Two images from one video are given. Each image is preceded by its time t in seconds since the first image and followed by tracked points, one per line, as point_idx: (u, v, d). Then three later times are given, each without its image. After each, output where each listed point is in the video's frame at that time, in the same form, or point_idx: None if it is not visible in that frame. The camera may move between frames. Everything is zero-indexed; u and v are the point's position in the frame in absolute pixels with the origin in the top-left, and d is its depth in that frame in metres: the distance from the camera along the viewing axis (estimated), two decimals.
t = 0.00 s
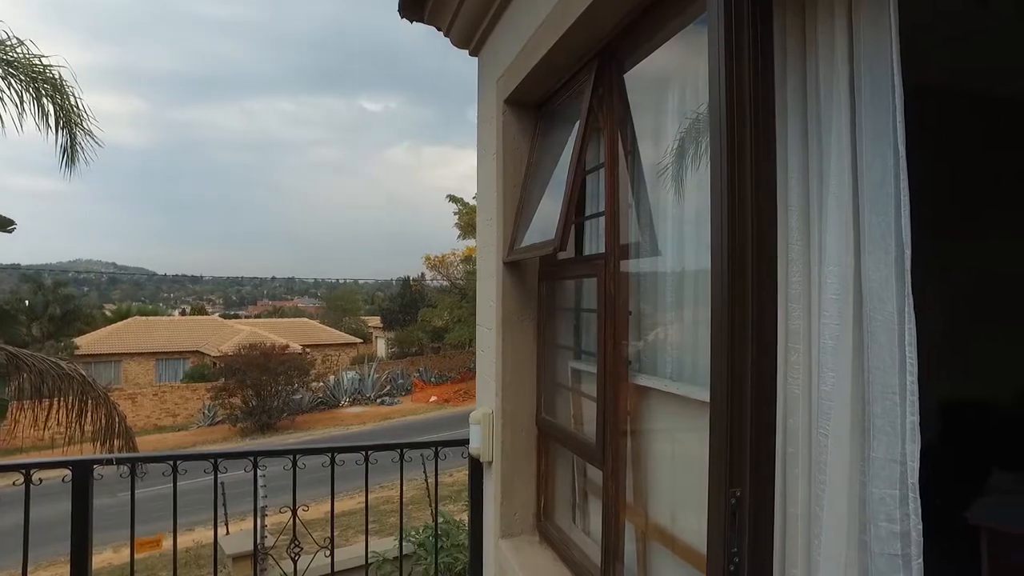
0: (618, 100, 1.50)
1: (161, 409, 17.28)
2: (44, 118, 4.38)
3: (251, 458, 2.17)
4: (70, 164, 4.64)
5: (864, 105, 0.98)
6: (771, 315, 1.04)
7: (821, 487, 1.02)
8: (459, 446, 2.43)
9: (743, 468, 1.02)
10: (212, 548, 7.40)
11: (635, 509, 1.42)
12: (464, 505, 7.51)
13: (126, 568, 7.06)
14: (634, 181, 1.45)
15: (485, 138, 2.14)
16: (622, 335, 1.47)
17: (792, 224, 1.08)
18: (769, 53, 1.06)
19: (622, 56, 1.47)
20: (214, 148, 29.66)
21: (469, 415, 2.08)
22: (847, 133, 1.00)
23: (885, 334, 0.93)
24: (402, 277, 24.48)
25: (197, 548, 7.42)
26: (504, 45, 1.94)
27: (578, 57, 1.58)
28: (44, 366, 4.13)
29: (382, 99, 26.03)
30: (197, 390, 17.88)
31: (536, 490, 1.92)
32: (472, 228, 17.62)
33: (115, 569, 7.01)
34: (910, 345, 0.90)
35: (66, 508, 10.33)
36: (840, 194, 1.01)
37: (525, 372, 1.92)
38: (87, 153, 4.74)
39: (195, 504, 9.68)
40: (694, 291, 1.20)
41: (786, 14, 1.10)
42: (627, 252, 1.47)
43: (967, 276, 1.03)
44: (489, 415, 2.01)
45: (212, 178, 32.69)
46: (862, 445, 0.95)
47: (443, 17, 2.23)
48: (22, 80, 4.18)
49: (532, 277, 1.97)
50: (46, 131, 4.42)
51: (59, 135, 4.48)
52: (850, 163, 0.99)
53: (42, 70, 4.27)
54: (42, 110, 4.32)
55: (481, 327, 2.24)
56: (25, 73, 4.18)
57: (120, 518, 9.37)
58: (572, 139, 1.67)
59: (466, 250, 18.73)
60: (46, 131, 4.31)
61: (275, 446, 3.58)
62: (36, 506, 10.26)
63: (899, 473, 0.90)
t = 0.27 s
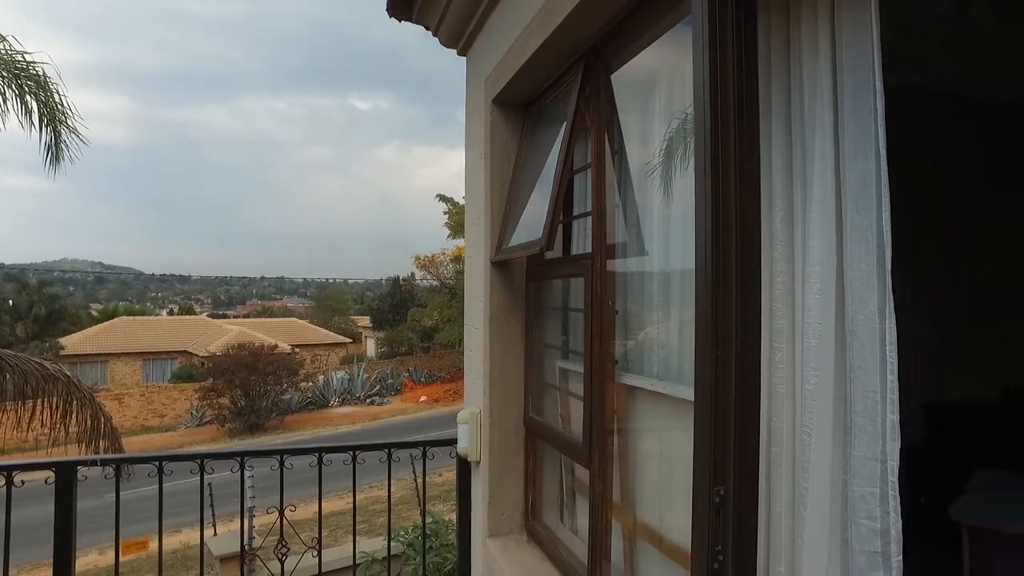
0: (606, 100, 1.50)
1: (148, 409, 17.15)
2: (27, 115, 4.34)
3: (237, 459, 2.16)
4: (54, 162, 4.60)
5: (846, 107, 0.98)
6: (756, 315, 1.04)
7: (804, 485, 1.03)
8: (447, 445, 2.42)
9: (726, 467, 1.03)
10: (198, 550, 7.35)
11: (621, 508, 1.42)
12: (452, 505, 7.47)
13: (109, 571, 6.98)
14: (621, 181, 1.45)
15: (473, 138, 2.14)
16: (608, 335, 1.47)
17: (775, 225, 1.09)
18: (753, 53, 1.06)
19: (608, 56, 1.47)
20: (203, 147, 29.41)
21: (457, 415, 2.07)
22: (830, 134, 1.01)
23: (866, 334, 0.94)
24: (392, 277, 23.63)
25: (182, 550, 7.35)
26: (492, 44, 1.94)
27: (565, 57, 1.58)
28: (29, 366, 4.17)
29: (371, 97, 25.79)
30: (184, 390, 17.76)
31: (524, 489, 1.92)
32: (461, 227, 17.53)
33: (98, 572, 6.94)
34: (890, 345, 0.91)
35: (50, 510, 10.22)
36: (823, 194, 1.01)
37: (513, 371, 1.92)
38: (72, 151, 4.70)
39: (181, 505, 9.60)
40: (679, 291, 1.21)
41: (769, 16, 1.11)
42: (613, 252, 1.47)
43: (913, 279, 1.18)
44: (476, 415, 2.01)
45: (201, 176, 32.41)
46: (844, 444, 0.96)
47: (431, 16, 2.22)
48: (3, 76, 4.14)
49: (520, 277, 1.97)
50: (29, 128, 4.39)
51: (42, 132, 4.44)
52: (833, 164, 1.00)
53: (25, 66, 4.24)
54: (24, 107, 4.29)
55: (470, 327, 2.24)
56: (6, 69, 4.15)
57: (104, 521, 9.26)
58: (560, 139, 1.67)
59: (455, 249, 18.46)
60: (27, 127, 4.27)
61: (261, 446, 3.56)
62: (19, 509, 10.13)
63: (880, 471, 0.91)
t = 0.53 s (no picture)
0: (593, 99, 1.51)
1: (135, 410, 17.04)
2: (10, 112, 4.31)
3: (225, 459, 2.16)
4: (38, 161, 4.56)
5: (832, 108, 0.99)
6: (741, 313, 1.04)
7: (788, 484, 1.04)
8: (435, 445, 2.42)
9: (712, 465, 1.03)
10: (185, 551, 7.31)
11: (609, 507, 1.42)
12: (441, 505, 7.45)
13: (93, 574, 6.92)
14: (609, 180, 1.45)
15: (462, 137, 2.14)
16: (596, 334, 1.48)
17: (762, 224, 1.09)
18: (740, 53, 1.07)
19: (595, 56, 1.48)
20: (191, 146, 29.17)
21: (445, 415, 2.07)
22: (815, 134, 1.02)
23: (850, 334, 0.94)
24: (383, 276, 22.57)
25: (168, 552, 7.30)
26: (480, 44, 1.94)
27: (553, 57, 1.59)
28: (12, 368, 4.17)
29: (361, 96, 25.47)
30: (173, 390, 17.63)
31: (513, 489, 1.92)
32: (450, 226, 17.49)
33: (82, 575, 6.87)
34: (872, 345, 0.92)
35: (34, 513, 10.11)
36: (808, 193, 1.02)
37: (501, 371, 1.93)
38: (57, 149, 4.66)
39: (168, 507, 9.53)
40: (666, 290, 1.21)
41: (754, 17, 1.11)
42: (600, 251, 1.48)
43: (896, 277, 1.13)
44: (464, 415, 2.01)
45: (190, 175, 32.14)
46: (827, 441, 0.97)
47: (419, 16, 2.22)
48: None
49: (508, 277, 1.98)
50: (12, 126, 4.35)
51: (25, 130, 4.41)
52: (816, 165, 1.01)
53: (7, 62, 4.22)
54: (6, 103, 4.26)
55: (458, 327, 2.24)
56: None
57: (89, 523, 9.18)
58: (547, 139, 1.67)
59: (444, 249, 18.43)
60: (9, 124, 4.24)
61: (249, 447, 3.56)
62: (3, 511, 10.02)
63: (862, 469, 0.91)
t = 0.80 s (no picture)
0: (582, 98, 1.50)
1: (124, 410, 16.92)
2: None
3: (213, 460, 2.15)
4: (23, 159, 4.52)
5: (818, 108, 0.99)
6: (727, 312, 1.04)
7: (774, 483, 1.04)
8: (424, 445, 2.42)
9: (699, 464, 1.03)
10: (174, 552, 7.25)
11: (598, 506, 1.42)
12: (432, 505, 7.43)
13: None
14: (598, 180, 1.45)
15: (452, 137, 2.14)
16: (585, 333, 1.48)
17: (748, 223, 1.09)
18: (727, 52, 1.07)
19: (584, 56, 1.48)
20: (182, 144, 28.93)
21: (435, 415, 2.07)
22: (801, 134, 1.02)
23: (835, 334, 0.95)
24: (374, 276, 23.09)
25: (155, 553, 7.23)
26: (471, 43, 1.94)
27: (542, 57, 1.59)
28: None
29: (353, 95, 25.17)
30: (162, 390, 17.49)
31: (502, 488, 1.93)
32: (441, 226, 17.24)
33: None
34: (858, 344, 0.93)
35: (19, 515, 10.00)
36: (794, 192, 1.02)
37: (491, 370, 1.93)
38: (42, 147, 4.63)
39: (156, 508, 9.45)
40: (655, 290, 1.21)
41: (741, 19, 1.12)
42: (589, 251, 1.48)
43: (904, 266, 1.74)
44: (454, 414, 2.01)
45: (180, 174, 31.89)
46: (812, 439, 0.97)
47: (409, 15, 2.22)
48: None
49: (498, 277, 1.98)
50: None
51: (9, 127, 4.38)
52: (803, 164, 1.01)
53: None
54: None
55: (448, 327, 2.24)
56: None
57: (77, 526, 9.08)
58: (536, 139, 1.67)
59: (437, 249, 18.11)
60: None
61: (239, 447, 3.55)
62: None
63: (845, 468, 0.92)
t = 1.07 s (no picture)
0: (569, 98, 1.51)
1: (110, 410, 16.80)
2: None
3: (198, 460, 2.15)
4: (5, 158, 4.49)
5: (801, 108, 1.00)
6: (712, 310, 1.04)
7: (757, 480, 1.05)
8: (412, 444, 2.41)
9: (683, 462, 1.03)
10: (159, 554, 7.19)
11: (584, 504, 1.43)
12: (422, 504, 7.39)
13: None
14: (584, 179, 1.46)
15: (440, 136, 2.14)
16: (571, 333, 1.48)
17: (732, 222, 1.10)
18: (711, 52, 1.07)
19: (571, 56, 1.48)
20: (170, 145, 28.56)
21: (423, 414, 2.07)
22: (784, 133, 1.03)
23: (818, 332, 0.95)
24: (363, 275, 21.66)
25: (140, 556, 7.15)
26: (458, 42, 1.94)
27: (529, 56, 1.59)
28: None
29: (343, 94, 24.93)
30: (149, 390, 17.32)
31: (489, 487, 1.94)
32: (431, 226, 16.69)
33: None
34: (838, 344, 0.94)
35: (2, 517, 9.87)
36: (778, 191, 1.03)
37: (478, 369, 1.94)
38: (24, 146, 4.60)
39: (142, 509, 9.35)
40: (640, 290, 1.22)
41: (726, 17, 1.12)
42: (575, 250, 1.49)
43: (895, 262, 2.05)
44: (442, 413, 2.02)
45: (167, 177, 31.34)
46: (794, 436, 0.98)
47: (397, 13, 2.21)
48: None
49: (486, 276, 1.99)
50: None
51: None
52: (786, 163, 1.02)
53: None
54: None
55: (435, 326, 2.24)
56: None
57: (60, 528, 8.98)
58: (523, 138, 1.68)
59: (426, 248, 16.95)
60: None
61: (225, 447, 3.55)
62: None
63: (826, 465, 0.93)
